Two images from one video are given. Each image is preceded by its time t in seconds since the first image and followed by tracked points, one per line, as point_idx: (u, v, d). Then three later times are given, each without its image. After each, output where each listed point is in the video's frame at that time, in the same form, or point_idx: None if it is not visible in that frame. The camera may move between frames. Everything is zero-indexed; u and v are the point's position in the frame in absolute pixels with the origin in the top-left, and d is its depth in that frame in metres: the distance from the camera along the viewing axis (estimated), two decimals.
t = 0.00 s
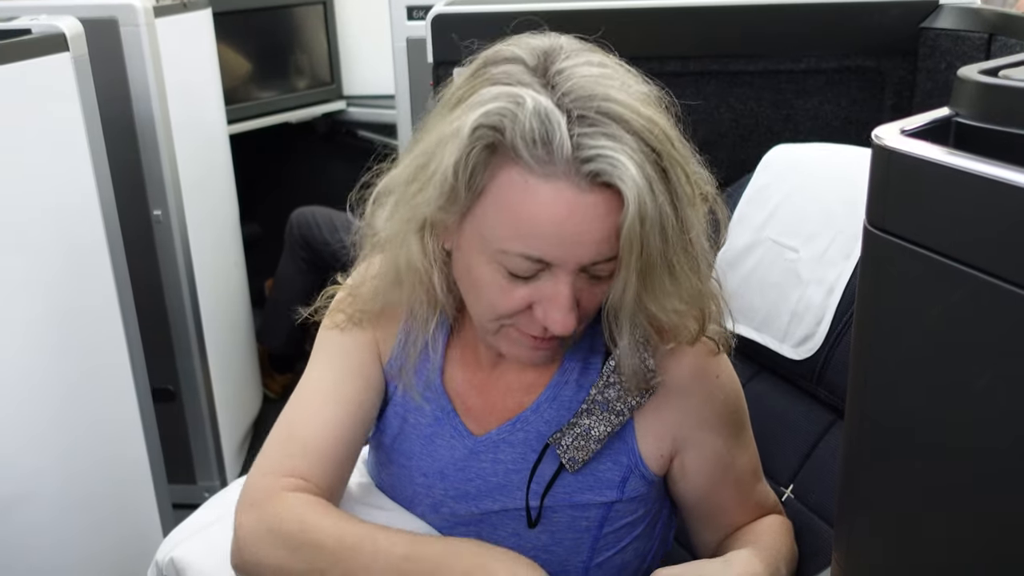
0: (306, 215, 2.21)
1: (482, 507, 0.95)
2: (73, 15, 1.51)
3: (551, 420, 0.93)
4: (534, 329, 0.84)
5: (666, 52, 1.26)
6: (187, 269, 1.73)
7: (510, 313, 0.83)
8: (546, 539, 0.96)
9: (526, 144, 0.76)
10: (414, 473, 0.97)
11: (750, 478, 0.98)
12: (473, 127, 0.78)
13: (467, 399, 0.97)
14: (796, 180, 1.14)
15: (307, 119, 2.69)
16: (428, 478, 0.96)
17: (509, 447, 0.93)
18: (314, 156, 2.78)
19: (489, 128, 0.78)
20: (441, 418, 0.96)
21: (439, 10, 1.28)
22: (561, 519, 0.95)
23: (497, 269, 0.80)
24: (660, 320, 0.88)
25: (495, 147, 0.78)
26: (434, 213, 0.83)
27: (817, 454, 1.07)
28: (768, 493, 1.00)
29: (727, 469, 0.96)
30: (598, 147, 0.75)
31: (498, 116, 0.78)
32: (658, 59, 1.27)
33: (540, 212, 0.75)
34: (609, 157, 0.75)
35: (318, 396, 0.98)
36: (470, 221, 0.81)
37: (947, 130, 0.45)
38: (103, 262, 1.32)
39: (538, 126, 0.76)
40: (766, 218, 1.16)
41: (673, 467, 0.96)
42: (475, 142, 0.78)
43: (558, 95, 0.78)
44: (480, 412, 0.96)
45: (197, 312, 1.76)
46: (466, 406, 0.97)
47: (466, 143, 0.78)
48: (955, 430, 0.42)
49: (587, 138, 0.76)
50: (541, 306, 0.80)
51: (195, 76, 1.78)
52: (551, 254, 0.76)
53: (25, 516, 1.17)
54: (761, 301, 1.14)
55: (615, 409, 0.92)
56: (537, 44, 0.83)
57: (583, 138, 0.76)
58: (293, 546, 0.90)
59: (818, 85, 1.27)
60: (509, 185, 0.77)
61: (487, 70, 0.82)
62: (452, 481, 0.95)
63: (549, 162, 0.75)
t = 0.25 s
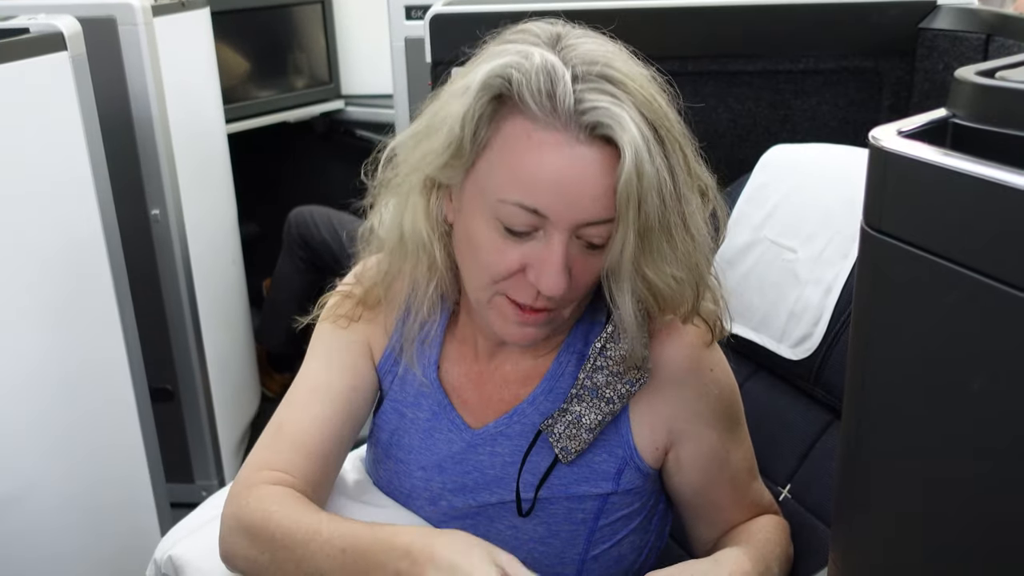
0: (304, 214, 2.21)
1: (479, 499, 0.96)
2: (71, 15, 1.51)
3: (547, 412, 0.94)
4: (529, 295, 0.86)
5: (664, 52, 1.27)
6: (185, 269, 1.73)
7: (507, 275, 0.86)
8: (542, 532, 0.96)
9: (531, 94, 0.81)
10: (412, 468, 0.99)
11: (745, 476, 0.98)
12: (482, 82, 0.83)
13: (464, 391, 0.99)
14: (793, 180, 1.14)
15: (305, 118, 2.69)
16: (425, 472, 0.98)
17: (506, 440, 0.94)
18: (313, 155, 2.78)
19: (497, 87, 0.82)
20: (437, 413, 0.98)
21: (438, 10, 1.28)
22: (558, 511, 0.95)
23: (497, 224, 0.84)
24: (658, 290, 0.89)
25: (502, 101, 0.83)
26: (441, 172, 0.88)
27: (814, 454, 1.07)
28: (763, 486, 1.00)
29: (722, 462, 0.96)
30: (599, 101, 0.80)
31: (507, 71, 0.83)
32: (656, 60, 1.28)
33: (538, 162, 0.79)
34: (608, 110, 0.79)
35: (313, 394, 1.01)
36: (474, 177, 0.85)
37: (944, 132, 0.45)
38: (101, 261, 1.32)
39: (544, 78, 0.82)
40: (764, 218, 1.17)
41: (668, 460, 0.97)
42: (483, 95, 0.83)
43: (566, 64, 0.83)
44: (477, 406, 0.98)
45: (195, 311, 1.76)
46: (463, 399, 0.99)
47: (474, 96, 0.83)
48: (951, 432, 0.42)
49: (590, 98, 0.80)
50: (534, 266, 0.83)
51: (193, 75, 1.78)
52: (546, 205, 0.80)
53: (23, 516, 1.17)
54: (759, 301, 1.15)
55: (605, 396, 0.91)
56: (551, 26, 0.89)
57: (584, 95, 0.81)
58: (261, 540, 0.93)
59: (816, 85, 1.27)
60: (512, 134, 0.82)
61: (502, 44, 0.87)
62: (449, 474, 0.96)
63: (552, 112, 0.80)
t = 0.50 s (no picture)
0: (300, 214, 2.21)
1: (475, 497, 0.96)
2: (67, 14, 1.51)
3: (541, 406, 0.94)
4: (527, 278, 0.87)
5: (660, 51, 1.27)
6: (182, 269, 1.73)
7: (502, 258, 0.87)
8: (539, 529, 0.96)
9: (519, 69, 0.84)
10: (410, 467, 0.99)
11: (741, 473, 0.98)
12: (467, 63, 0.87)
13: (460, 389, 0.99)
14: (790, 180, 1.14)
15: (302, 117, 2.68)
16: (422, 471, 0.98)
17: (503, 438, 0.94)
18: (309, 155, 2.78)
19: (483, 66, 0.86)
20: (434, 411, 0.98)
21: (434, 10, 1.28)
22: (554, 508, 0.95)
23: (491, 202, 0.86)
24: (652, 257, 0.90)
25: (490, 78, 0.86)
26: (436, 152, 0.91)
27: (810, 454, 1.07)
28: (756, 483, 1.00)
29: (716, 459, 0.96)
30: (583, 68, 0.84)
31: (492, 50, 0.87)
32: (651, 60, 1.28)
33: (529, 131, 0.82)
34: (593, 75, 0.83)
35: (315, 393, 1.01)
36: (467, 155, 0.88)
37: (939, 131, 0.45)
38: (97, 263, 1.32)
39: (529, 53, 0.85)
40: (760, 217, 1.16)
41: (664, 458, 0.97)
42: (471, 73, 0.87)
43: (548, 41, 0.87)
44: (473, 403, 0.98)
45: (192, 312, 1.76)
46: (459, 397, 0.99)
47: (463, 75, 0.87)
48: (946, 432, 0.42)
49: (573, 66, 0.84)
50: (532, 241, 0.85)
51: (189, 75, 1.78)
52: (539, 174, 0.82)
53: (20, 517, 1.17)
54: (755, 301, 1.15)
55: (589, 376, 0.91)
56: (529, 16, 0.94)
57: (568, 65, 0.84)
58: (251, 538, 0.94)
59: (812, 85, 1.27)
60: (503, 108, 0.85)
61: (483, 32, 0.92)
62: (446, 472, 0.96)
63: (539, 83, 0.84)
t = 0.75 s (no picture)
0: (298, 214, 2.21)
1: (473, 496, 0.96)
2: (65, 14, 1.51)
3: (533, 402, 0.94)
4: (524, 283, 0.88)
5: (657, 52, 1.27)
6: (180, 269, 1.73)
7: (498, 265, 0.87)
8: (538, 526, 0.96)
9: (499, 77, 0.85)
10: (407, 467, 0.99)
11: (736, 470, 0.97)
12: (446, 74, 0.88)
13: (456, 389, 0.99)
14: (788, 180, 1.15)
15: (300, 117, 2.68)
16: (419, 471, 0.98)
17: (500, 436, 0.95)
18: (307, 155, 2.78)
19: (463, 75, 0.87)
20: (430, 412, 0.98)
21: (432, 10, 1.28)
22: (553, 505, 0.95)
23: (483, 211, 0.86)
24: (648, 250, 0.91)
25: (472, 87, 0.87)
26: (424, 162, 0.91)
27: (806, 453, 1.07)
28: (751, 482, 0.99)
29: (708, 455, 0.95)
30: (563, 70, 0.85)
31: (471, 59, 0.88)
32: (648, 60, 1.28)
33: (516, 137, 0.83)
34: (574, 76, 0.84)
35: (312, 394, 1.01)
36: (455, 164, 0.88)
37: (935, 132, 0.45)
38: (94, 263, 1.32)
39: (508, 60, 0.86)
40: (758, 217, 1.17)
41: (659, 453, 0.97)
42: (453, 84, 0.87)
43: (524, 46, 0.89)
44: (470, 402, 0.98)
45: (190, 311, 1.76)
46: (455, 397, 0.99)
47: (445, 86, 0.87)
48: (943, 432, 0.43)
49: (553, 69, 0.85)
50: (526, 246, 0.85)
51: (187, 74, 1.78)
52: (529, 180, 0.83)
53: (17, 516, 1.17)
54: (752, 301, 1.15)
55: (593, 369, 0.92)
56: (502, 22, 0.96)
57: (548, 69, 0.86)
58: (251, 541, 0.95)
59: (809, 85, 1.28)
60: (488, 116, 0.85)
61: (459, 40, 0.93)
62: (443, 472, 0.97)
63: (520, 89, 0.85)
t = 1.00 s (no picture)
0: (296, 214, 2.22)
1: (470, 496, 0.96)
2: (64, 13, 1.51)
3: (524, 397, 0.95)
4: (501, 274, 0.88)
5: (656, 52, 1.27)
6: (178, 269, 1.73)
7: (475, 257, 0.88)
8: (533, 528, 0.97)
9: (471, 70, 0.87)
10: (404, 469, 0.99)
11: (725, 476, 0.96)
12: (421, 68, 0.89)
13: (452, 391, 0.99)
14: (785, 180, 1.15)
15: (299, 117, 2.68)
16: (416, 472, 0.98)
17: (495, 436, 0.95)
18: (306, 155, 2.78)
19: (438, 69, 0.88)
20: (427, 413, 0.98)
21: (431, 10, 1.28)
22: (548, 506, 0.95)
23: (458, 202, 0.88)
24: (622, 242, 0.92)
25: (446, 81, 0.88)
26: (403, 158, 0.93)
27: (803, 452, 1.07)
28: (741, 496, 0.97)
29: (695, 457, 0.94)
30: (534, 61, 0.86)
31: (444, 53, 0.89)
32: (647, 61, 1.28)
33: (487, 128, 0.84)
34: (544, 67, 0.85)
35: (311, 395, 1.02)
36: (433, 158, 0.89)
37: (932, 134, 0.45)
38: (92, 262, 1.32)
39: (481, 54, 0.88)
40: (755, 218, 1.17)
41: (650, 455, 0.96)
42: (428, 78, 0.89)
43: (497, 40, 0.90)
44: (465, 403, 0.98)
45: (188, 311, 1.76)
46: (451, 397, 0.99)
47: (420, 80, 0.89)
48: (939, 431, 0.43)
49: (523, 60, 0.86)
50: (501, 236, 0.86)
51: (185, 74, 1.78)
52: (500, 170, 0.84)
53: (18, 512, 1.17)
54: (750, 301, 1.15)
55: (576, 367, 0.92)
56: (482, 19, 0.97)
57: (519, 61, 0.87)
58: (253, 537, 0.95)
59: (806, 86, 1.28)
60: (461, 108, 0.87)
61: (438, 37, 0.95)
62: (439, 473, 0.97)
63: (491, 81, 0.86)
